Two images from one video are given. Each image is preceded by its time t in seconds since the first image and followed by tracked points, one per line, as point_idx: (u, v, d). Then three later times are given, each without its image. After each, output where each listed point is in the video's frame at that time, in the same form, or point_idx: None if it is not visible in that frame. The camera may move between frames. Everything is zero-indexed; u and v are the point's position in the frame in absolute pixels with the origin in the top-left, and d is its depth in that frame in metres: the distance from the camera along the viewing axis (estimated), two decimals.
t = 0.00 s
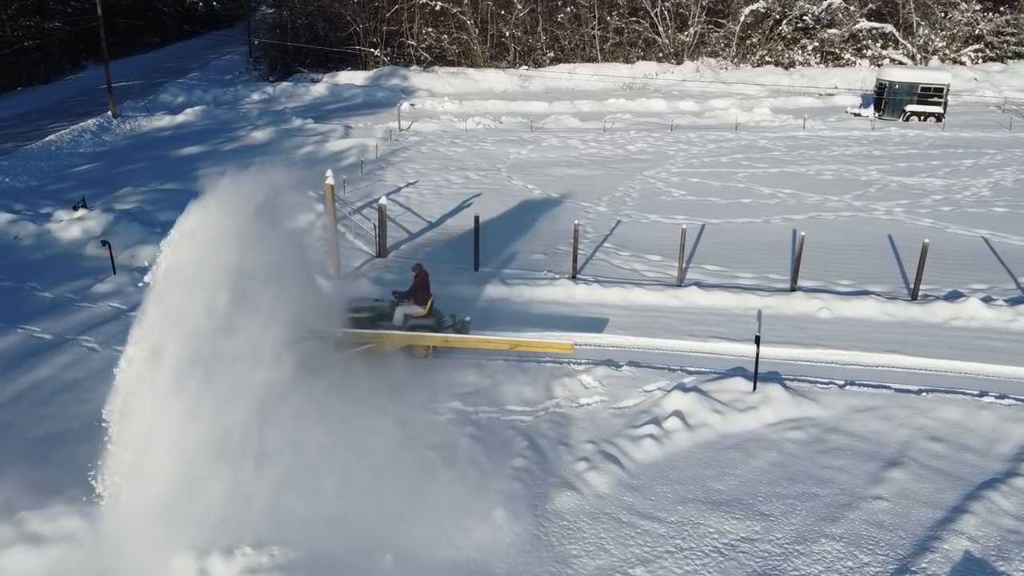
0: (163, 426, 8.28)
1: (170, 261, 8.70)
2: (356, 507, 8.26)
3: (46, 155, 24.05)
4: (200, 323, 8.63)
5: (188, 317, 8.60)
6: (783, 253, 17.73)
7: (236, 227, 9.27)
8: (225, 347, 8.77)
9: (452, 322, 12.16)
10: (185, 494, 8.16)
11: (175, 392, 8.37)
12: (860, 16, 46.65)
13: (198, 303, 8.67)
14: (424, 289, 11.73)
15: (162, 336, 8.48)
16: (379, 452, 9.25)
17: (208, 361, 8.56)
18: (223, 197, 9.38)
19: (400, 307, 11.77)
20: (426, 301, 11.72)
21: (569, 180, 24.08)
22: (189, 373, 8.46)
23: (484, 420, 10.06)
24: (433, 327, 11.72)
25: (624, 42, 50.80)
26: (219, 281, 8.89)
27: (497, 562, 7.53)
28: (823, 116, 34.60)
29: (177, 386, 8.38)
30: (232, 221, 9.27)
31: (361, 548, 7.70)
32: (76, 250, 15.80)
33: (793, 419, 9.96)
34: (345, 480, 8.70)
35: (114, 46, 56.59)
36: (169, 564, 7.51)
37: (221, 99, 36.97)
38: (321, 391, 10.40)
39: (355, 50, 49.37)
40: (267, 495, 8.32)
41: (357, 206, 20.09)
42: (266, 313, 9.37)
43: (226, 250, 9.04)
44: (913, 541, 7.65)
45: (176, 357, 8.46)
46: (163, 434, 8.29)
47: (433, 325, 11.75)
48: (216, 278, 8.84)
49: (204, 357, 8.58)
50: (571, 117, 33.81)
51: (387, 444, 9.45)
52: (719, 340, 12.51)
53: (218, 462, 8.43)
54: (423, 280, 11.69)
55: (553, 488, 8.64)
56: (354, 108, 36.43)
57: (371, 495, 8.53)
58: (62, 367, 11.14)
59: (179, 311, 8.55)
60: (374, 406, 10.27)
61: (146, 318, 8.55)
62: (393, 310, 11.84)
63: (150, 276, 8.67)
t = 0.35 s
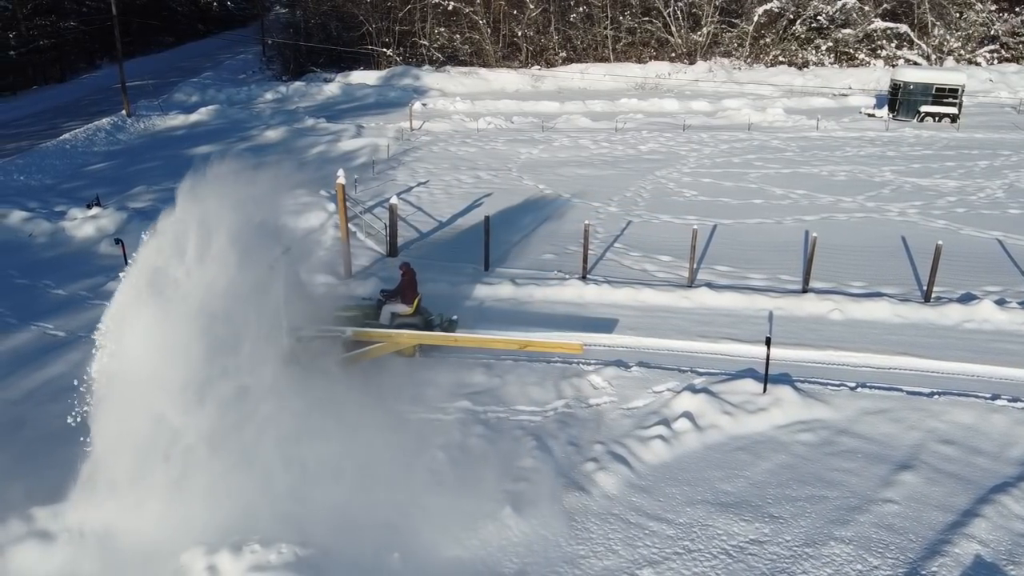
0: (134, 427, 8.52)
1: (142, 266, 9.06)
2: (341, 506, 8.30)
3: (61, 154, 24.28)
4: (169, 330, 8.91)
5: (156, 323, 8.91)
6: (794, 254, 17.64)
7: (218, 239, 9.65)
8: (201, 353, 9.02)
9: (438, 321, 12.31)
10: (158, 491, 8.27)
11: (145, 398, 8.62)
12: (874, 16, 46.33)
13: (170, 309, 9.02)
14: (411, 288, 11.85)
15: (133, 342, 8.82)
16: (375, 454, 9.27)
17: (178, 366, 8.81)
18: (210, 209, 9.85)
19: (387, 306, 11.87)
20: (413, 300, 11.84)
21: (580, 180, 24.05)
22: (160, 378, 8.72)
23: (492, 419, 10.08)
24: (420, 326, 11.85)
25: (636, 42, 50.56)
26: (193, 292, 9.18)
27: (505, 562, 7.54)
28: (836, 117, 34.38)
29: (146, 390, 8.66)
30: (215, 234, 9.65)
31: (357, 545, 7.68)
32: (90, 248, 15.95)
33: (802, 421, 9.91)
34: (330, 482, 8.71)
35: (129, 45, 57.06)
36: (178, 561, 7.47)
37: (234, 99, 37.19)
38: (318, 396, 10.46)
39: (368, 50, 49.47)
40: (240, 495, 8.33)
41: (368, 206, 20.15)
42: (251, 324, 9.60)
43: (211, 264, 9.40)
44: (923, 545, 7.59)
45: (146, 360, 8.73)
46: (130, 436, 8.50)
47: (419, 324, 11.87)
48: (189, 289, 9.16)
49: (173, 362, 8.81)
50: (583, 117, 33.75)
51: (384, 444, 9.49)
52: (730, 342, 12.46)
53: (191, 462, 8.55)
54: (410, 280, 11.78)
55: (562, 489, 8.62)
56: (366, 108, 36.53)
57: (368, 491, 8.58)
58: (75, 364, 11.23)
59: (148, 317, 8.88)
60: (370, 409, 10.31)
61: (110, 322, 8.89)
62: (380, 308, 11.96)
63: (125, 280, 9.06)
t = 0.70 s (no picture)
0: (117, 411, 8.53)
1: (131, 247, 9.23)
2: (343, 504, 8.38)
3: (76, 152, 24.49)
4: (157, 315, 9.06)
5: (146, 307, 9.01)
6: (807, 255, 17.55)
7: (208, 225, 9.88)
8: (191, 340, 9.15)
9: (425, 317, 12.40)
10: (152, 484, 8.36)
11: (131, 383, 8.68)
12: (890, 16, 46.00)
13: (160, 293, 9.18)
14: (399, 285, 11.92)
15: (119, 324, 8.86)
16: (380, 452, 9.35)
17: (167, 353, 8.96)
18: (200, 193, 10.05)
19: (375, 305, 11.91)
20: (401, 298, 11.88)
21: (591, 180, 24.01)
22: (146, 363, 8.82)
23: (502, 419, 10.08)
24: (408, 323, 11.91)
25: (650, 42, 50.35)
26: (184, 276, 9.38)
27: (513, 562, 7.54)
28: (851, 117, 34.15)
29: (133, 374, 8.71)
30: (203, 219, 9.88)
31: (361, 542, 7.77)
32: (104, 246, 16.08)
33: (814, 423, 9.86)
34: (329, 478, 8.84)
35: (144, 45, 57.57)
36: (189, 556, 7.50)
37: (248, 98, 37.41)
38: (322, 393, 10.54)
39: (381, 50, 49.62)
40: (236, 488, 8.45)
41: (379, 205, 20.21)
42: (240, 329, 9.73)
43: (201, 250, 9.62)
44: (934, 549, 7.53)
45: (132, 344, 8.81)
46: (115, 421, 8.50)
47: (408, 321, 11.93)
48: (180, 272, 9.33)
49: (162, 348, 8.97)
50: (595, 117, 33.70)
51: (387, 444, 9.52)
52: (742, 343, 12.41)
53: (189, 460, 8.62)
54: (398, 279, 11.86)
55: (571, 488, 8.62)
56: (379, 108, 36.61)
57: (372, 493, 8.60)
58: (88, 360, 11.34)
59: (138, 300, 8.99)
60: (371, 408, 10.36)
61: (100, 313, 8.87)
62: (369, 305, 12.01)
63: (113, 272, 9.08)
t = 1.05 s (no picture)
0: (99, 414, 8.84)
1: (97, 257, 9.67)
2: (348, 501, 8.45)
3: (90, 150, 24.69)
4: (143, 320, 9.51)
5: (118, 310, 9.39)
6: (820, 256, 17.47)
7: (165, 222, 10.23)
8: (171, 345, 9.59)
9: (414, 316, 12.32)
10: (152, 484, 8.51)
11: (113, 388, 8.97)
12: (905, 17, 45.64)
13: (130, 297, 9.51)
14: (387, 285, 11.89)
15: (100, 324, 9.26)
16: (387, 448, 9.43)
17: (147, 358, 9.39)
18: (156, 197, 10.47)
19: (363, 304, 11.84)
20: (390, 296, 11.83)
21: (603, 180, 23.99)
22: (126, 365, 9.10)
23: (511, 418, 10.08)
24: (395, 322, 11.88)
25: (663, 42, 50.09)
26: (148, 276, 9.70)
27: (521, 561, 7.55)
28: (865, 118, 33.92)
29: (115, 371, 9.04)
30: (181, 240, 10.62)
31: (364, 535, 7.86)
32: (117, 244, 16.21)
33: (825, 425, 9.80)
34: (330, 470, 8.97)
35: (160, 45, 58.03)
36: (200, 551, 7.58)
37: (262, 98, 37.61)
38: (330, 388, 10.65)
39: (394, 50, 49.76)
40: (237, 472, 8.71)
41: (390, 204, 20.27)
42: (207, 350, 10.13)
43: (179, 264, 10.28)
44: (945, 552, 7.48)
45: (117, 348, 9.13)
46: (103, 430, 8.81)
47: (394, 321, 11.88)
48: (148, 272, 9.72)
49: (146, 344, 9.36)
50: (607, 117, 33.63)
51: (393, 442, 9.57)
52: (753, 344, 12.36)
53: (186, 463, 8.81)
54: (386, 276, 11.86)
55: (580, 488, 8.62)
56: (391, 107, 36.69)
57: (377, 490, 8.66)
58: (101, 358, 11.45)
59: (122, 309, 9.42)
60: (375, 406, 10.42)
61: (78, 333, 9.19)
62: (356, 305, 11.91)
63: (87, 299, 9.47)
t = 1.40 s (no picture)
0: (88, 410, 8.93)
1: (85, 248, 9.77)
2: (358, 498, 8.48)
3: (108, 148, 24.93)
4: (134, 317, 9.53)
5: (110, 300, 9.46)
6: (835, 258, 17.37)
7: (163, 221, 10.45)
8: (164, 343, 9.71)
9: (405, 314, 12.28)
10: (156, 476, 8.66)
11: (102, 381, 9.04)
12: (922, 17, 45.28)
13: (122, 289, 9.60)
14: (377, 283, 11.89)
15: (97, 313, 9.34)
16: (398, 446, 9.46)
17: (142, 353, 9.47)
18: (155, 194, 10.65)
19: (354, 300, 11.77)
20: (380, 293, 11.84)
21: (617, 180, 23.97)
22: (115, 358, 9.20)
23: (522, 418, 10.09)
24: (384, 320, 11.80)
25: (678, 42, 49.91)
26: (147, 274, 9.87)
27: (531, 561, 7.56)
28: (881, 119, 33.70)
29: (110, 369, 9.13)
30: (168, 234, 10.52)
31: (372, 533, 7.89)
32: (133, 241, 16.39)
33: (838, 427, 9.75)
34: (339, 467, 9.01)
35: (176, 44, 58.56)
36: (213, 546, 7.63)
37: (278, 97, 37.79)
38: (341, 386, 10.70)
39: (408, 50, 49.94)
40: (235, 468, 8.78)
41: (403, 203, 20.34)
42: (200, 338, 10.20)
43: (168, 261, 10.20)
44: (958, 556, 7.43)
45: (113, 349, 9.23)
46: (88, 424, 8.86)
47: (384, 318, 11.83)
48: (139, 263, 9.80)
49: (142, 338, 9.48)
50: (621, 117, 33.57)
51: (403, 440, 9.59)
52: (766, 345, 12.31)
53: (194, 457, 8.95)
54: (376, 272, 11.87)
55: (590, 488, 8.62)
56: (405, 107, 36.80)
57: (387, 488, 8.67)
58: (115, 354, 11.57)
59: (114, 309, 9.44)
60: (383, 403, 10.44)
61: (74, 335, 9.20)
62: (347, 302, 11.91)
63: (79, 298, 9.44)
